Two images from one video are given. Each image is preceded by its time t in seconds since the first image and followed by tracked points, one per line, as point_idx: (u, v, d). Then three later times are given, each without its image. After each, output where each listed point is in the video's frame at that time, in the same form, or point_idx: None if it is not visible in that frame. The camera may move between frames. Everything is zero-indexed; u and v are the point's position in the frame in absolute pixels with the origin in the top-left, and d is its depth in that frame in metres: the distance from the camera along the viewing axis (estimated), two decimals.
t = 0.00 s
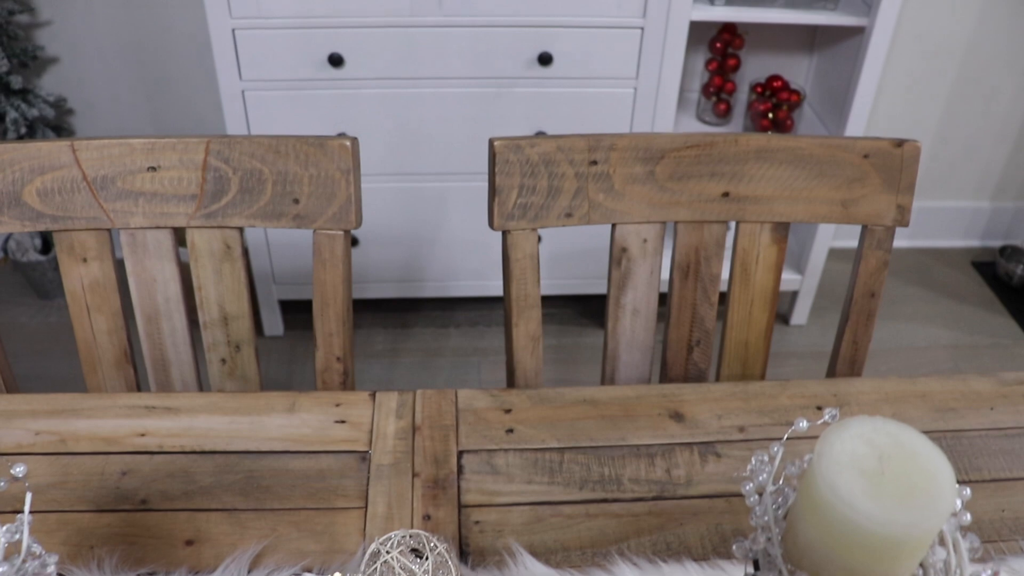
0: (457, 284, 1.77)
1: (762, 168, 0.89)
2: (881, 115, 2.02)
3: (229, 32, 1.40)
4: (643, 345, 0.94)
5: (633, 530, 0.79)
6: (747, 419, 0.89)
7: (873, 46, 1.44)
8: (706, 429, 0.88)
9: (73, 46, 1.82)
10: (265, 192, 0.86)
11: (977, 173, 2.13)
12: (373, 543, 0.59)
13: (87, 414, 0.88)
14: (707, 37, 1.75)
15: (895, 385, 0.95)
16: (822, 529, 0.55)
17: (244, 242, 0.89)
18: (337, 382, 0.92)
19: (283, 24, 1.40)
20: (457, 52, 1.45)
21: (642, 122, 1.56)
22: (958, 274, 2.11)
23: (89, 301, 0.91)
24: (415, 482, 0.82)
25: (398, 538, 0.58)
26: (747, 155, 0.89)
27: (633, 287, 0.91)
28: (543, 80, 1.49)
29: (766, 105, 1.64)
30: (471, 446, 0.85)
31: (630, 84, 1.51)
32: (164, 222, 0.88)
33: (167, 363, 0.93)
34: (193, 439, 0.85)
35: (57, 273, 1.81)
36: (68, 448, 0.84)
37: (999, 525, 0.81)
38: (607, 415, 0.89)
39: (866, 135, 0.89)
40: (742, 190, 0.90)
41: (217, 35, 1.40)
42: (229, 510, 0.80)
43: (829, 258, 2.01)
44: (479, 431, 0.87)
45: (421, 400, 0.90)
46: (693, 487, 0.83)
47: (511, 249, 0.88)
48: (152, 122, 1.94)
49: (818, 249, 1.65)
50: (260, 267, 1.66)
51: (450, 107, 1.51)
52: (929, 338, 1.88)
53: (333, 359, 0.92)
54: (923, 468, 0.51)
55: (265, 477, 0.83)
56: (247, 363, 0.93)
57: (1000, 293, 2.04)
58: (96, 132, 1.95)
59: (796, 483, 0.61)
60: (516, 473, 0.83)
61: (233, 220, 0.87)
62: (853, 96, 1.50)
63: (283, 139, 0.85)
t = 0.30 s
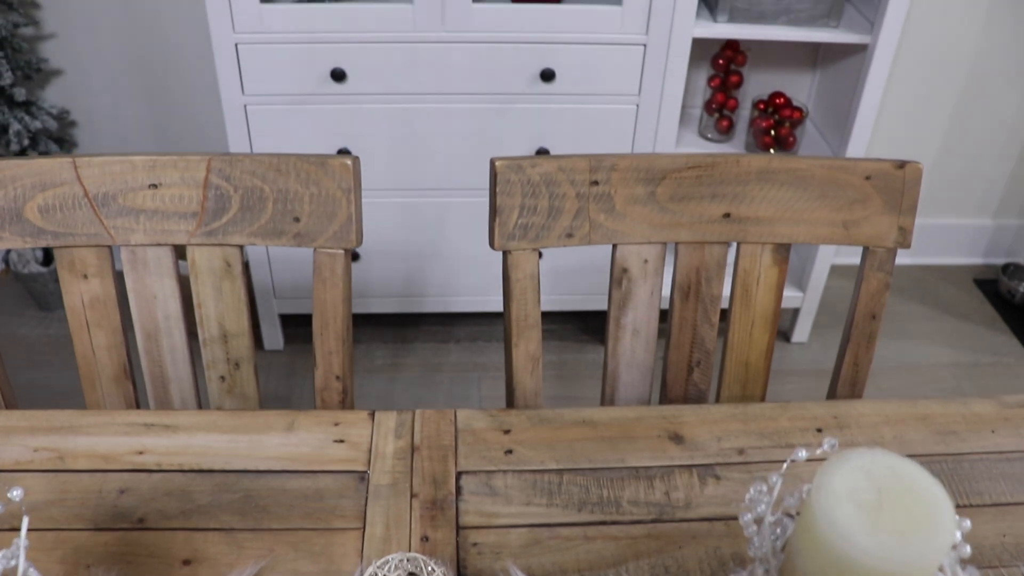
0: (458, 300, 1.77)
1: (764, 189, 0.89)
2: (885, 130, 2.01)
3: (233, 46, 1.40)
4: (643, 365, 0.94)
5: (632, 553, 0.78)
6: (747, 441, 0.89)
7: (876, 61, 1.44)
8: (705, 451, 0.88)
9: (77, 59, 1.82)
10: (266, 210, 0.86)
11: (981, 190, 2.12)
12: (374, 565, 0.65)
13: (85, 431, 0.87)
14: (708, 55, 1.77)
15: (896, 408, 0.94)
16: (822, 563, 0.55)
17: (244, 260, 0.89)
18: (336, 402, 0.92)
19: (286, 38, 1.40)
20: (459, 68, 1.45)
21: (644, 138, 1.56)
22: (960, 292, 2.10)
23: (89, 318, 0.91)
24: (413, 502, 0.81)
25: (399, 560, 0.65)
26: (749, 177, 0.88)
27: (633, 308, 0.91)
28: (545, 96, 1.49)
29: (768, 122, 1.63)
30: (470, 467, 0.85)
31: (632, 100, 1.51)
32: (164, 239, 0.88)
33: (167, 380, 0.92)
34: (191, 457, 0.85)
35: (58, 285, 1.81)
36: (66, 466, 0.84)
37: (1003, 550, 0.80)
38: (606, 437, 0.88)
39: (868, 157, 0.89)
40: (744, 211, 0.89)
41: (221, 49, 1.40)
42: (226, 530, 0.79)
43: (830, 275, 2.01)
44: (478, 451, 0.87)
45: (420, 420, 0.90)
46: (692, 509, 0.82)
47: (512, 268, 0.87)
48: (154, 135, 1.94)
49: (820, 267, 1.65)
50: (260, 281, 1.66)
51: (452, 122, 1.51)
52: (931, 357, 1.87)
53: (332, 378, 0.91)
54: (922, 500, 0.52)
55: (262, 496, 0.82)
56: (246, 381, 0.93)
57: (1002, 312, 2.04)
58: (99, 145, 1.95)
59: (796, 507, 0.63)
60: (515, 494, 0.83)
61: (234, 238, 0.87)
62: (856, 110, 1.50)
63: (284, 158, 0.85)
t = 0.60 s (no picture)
0: (460, 319, 1.75)
1: (766, 214, 0.89)
2: (889, 148, 2.01)
3: (238, 65, 1.41)
4: (644, 389, 0.93)
5: None
6: (748, 466, 0.88)
7: (880, 79, 1.45)
8: (706, 476, 0.87)
9: (83, 76, 1.83)
10: (268, 233, 0.86)
11: (985, 210, 2.11)
12: None
13: (86, 452, 0.87)
14: (711, 75, 1.78)
15: (898, 434, 0.94)
16: None
17: (246, 281, 0.89)
18: (337, 425, 0.91)
19: (290, 58, 1.41)
20: (462, 88, 1.46)
21: (647, 158, 1.56)
22: (964, 312, 2.09)
23: (90, 338, 0.91)
24: (413, 527, 0.81)
25: None
26: (751, 202, 0.88)
27: (634, 332, 0.90)
28: (547, 117, 1.50)
29: (772, 142, 1.63)
30: (470, 491, 0.85)
31: (636, 121, 1.51)
32: (167, 261, 0.88)
33: (167, 401, 0.92)
34: (191, 479, 0.85)
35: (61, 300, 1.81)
36: (65, 487, 0.84)
37: None
38: (607, 461, 0.88)
39: (870, 183, 0.89)
40: (745, 236, 0.89)
41: (225, 69, 1.41)
42: (225, 553, 0.79)
43: (833, 295, 2.00)
44: (478, 475, 0.86)
45: (421, 443, 0.89)
46: (692, 536, 0.82)
47: (514, 292, 0.87)
48: (159, 152, 1.94)
49: (822, 288, 1.65)
50: (262, 300, 1.67)
51: (455, 142, 1.51)
52: (934, 378, 1.87)
53: (333, 401, 0.91)
54: (921, 539, 0.52)
55: (262, 519, 0.82)
56: (247, 402, 0.93)
57: (1005, 333, 2.03)
58: (103, 161, 1.95)
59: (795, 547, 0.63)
60: (515, 519, 0.82)
61: (236, 260, 0.87)
62: (861, 128, 1.50)
63: (287, 181, 0.85)
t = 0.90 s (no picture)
0: (462, 335, 1.75)
1: (767, 235, 0.89)
2: (892, 163, 2.01)
3: (240, 81, 1.42)
4: (645, 410, 0.93)
5: None
6: (749, 488, 0.88)
7: (883, 94, 1.45)
8: (706, 498, 0.87)
9: (88, 91, 1.84)
10: (269, 253, 0.86)
11: (989, 225, 2.11)
12: None
13: (85, 471, 0.87)
14: (714, 92, 1.78)
15: (900, 456, 0.94)
16: None
17: (247, 301, 0.89)
18: (337, 445, 0.91)
19: (292, 74, 1.42)
20: (464, 106, 1.46)
21: (650, 174, 1.56)
22: (967, 328, 2.09)
23: (91, 357, 0.91)
24: (412, 548, 0.81)
25: None
26: (752, 223, 0.88)
27: (635, 352, 0.90)
28: (549, 134, 1.50)
29: (774, 159, 1.62)
30: (469, 512, 0.84)
31: (639, 138, 1.52)
32: (167, 281, 0.88)
33: (168, 420, 0.92)
34: (190, 499, 0.85)
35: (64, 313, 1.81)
36: (65, 506, 0.84)
37: None
38: (607, 483, 0.88)
39: (871, 204, 0.89)
40: (746, 257, 0.89)
41: (228, 85, 1.42)
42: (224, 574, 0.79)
43: (836, 311, 2.00)
44: (477, 496, 0.86)
45: (420, 464, 0.89)
46: (692, 558, 0.81)
47: (514, 313, 0.87)
48: (162, 166, 1.95)
49: (824, 305, 1.65)
50: (264, 315, 1.67)
51: (457, 159, 1.52)
52: (937, 394, 1.86)
53: (333, 421, 0.91)
54: (918, 571, 0.53)
55: (261, 539, 0.82)
56: (247, 421, 0.93)
57: (1008, 349, 2.03)
58: (107, 175, 1.96)
59: None
60: (514, 541, 0.82)
61: (236, 280, 0.87)
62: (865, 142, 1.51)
63: (287, 202, 0.85)
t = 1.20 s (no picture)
0: (463, 350, 1.74)
1: (766, 254, 0.89)
2: (895, 176, 2.00)
3: (243, 95, 1.42)
4: (645, 428, 0.93)
5: None
6: (749, 507, 0.88)
7: (885, 108, 1.45)
8: (706, 517, 0.87)
9: (91, 105, 1.84)
10: (268, 271, 0.86)
11: (993, 239, 2.10)
12: None
13: (84, 489, 0.87)
14: (717, 107, 1.78)
15: (902, 475, 0.93)
16: None
17: (247, 318, 0.89)
18: (337, 463, 0.91)
19: (294, 89, 1.42)
20: (466, 121, 1.46)
21: (652, 189, 1.55)
22: (970, 344, 2.08)
23: (91, 373, 0.91)
24: (411, 568, 0.80)
25: None
26: (752, 242, 0.88)
27: (635, 371, 0.90)
28: (551, 149, 1.50)
29: (776, 175, 1.62)
30: (468, 531, 0.84)
31: (641, 154, 1.52)
32: (167, 298, 0.88)
33: (168, 437, 0.92)
34: (189, 517, 0.85)
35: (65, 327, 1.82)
36: (63, 524, 0.84)
37: None
38: (607, 502, 0.87)
39: (871, 223, 0.89)
40: (746, 275, 0.89)
41: (231, 100, 1.43)
42: None
43: (839, 326, 2.00)
44: (477, 515, 0.86)
45: (420, 483, 0.89)
46: None
47: (514, 331, 0.87)
48: (164, 179, 1.95)
49: (827, 321, 1.65)
50: (266, 329, 1.67)
51: (459, 175, 1.52)
52: (940, 411, 1.86)
53: (333, 438, 0.91)
54: None
55: (259, 558, 0.82)
56: (247, 438, 0.93)
57: (1011, 364, 2.02)
58: (109, 189, 1.96)
59: None
60: (513, 560, 0.82)
61: (237, 297, 0.87)
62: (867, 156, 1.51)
63: (287, 219, 0.85)
